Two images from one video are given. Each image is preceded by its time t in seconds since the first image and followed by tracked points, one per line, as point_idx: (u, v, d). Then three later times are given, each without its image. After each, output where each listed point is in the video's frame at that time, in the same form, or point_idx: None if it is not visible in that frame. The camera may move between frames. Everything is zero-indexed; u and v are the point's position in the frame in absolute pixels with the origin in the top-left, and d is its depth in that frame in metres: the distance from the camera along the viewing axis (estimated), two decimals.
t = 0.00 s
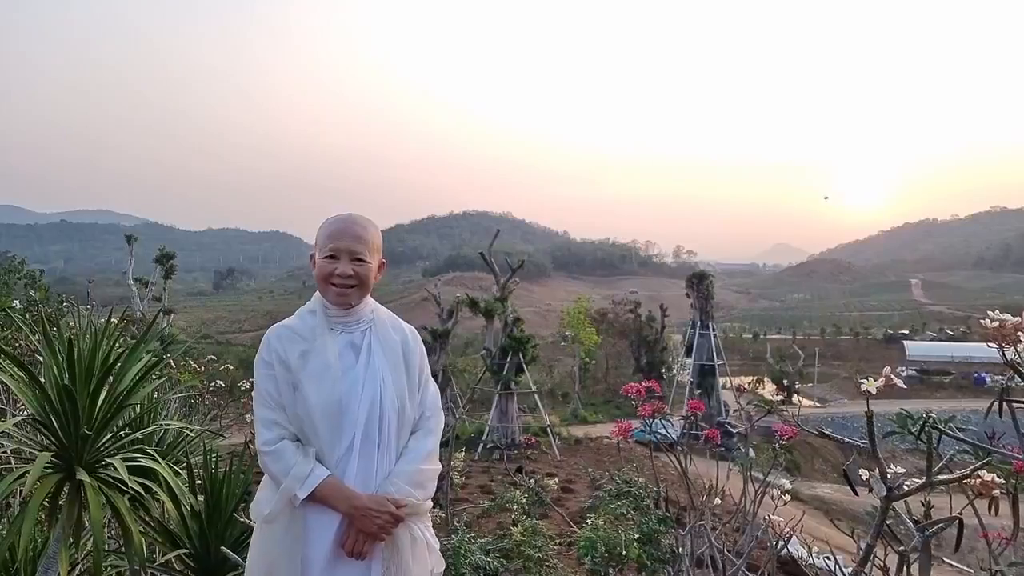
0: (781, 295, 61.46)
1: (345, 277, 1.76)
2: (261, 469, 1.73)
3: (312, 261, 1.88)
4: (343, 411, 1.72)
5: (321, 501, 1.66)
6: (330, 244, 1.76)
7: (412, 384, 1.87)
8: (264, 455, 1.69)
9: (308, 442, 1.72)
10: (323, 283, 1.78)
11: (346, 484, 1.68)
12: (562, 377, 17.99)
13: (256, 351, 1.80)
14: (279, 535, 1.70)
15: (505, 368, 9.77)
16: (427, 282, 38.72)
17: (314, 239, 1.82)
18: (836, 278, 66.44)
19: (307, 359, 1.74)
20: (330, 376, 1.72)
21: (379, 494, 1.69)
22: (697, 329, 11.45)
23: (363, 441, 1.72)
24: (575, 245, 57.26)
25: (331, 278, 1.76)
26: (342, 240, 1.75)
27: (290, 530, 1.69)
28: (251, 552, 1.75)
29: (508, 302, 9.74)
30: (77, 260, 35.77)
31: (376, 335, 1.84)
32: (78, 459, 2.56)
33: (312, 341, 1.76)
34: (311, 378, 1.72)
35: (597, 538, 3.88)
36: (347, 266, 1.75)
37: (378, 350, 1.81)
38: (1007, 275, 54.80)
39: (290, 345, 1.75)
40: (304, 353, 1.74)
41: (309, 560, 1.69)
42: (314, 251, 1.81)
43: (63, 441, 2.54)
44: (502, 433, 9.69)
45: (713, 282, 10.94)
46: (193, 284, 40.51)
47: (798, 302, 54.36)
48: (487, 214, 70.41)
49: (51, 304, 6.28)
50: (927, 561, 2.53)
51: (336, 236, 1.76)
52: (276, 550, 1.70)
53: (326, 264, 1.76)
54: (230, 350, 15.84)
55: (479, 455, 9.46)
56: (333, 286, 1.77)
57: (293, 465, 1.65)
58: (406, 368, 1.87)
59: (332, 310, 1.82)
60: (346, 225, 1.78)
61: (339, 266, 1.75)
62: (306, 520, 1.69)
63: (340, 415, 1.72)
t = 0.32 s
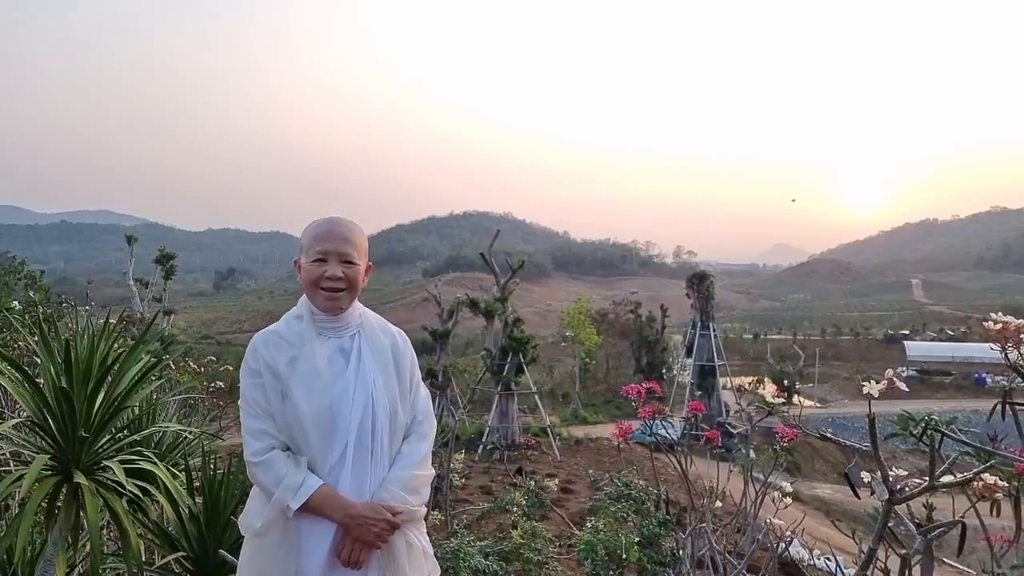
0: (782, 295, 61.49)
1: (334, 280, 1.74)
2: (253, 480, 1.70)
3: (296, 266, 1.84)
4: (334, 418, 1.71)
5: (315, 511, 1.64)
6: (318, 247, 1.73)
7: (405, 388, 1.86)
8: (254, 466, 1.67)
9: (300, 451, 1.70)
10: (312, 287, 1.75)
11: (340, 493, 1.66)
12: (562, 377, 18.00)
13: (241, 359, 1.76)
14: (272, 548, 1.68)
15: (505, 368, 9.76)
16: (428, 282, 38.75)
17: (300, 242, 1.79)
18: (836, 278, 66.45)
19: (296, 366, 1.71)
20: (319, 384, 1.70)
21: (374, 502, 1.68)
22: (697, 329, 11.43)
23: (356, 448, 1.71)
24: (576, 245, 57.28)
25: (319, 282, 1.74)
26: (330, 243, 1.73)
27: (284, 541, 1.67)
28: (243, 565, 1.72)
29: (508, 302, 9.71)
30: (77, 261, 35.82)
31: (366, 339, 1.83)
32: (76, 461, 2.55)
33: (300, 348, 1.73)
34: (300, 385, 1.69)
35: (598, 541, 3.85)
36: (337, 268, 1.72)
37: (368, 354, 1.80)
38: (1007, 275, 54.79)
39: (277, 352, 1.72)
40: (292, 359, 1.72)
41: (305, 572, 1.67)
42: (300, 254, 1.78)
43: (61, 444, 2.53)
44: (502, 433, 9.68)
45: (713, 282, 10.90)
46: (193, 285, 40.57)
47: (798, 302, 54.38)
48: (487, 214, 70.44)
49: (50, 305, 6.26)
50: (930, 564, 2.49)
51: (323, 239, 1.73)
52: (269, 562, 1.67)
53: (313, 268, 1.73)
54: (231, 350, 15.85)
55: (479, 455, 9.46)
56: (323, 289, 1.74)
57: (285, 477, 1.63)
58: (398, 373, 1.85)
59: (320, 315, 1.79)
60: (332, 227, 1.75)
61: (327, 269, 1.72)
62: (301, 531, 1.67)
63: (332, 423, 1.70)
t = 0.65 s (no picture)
0: (782, 295, 61.50)
1: (333, 280, 1.73)
2: (254, 489, 1.66)
3: (287, 269, 1.82)
4: (336, 421, 1.69)
5: (320, 518, 1.61)
6: (314, 249, 1.71)
7: (401, 390, 1.87)
8: (256, 474, 1.62)
9: (301, 456, 1.67)
10: (310, 290, 1.73)
11: (345, 497, 1.64)
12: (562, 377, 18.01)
13: (235, 365, 1.72)
14: (278, 556, 1.65)
15: (505, 368, 9.74)
16: (428, 282, 38.78)
17: (293, 244, 1.77)
18: (836, 278, 66.47)
19: (295, 369, 1.69)
20: (320, 387, 1.68)
21: (379, 504, 1.68)
22: (697, 329, 11.40)
23: (358, 451, 1.70)
24: (576, 246, 57.32)
25: (317, 283, 1.72)
26: (328, 244, 1.72)
27: (288, 549, 1.64)
28: None
29: (509, 303, 9.70)
30: (77, 261, 35.85)
31: (360, 341, 1.83)
32: (74, 462, 2.54)
33: (298, 352, 1.71)
34: (301, 390, 1.67)
35: (598, 543, 3.83)
36: (336, 269, 1.71)
37: (364, 357, 1.80)
38: (1008, 275, 54.78)
39: (275, 356, 1.69)
40: (291, 363, 1.69)
41: None
42: (294, 256, 1.76)
43: (59, 445, 2.53)
44: (503, 433, 9.67)
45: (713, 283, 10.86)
46: (194, 285, 40.60)
47: (799, 302, 54.40)
48: (487, 214, 70.48)
49: (49, 304, 6.25)
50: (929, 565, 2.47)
51: (321, 240, 1.72)
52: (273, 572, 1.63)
53: (311, 270, 1.71)
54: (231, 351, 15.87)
55: (479, 456, 9.47)
56: (321, 291, 1.72)
57: (292, 484, 1.59)
58: (393, 374, 1.86)
59: (316, 318, 1.78)
60: (327, 228, 1.74)
61: (325, 270, 1.71)
62: (306, 538, 1.64)
63: (334, 427, 1.68)
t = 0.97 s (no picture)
0: (782, 296, 61.53)
1: (335, 283, 1.72)
2: (263, 497, 1.59)
3: (279, 274, 1.78)
4: (344, 423, 1.67)
5: (336, 520, 1.58)
6: (315, 251, 1.70)
7: (397, 389, 1.88)
8: (269, 482, 1.55)
9: (311, 461, 1.62)
10: (312, 293, 1.70)
11: (358, 498, 1.62)
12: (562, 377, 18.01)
13: (232, 372, 1.64)
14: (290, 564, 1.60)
15: (505, 369, 9.72)
16: (428, 282, 38.80)
17: (289, 248, 1.73)
18: (836, 278, 66.50)
19: (301, 373, 1.64)
20: (327, 390, 1.66)
21: (388, 502, 1.68)
22: (697, 330, 11.39)
23: (366, 451, 1.69)
24: (577, 246, 57.35)
25: (320, 286, 1.70)
26: (329, 246, 1.71)
27: (302, 556, 1.59)
28: None
29: (509, 303, 9.68)
30: (78, 261, 35.89)
31: (356, 344, 1.82)
32: (74, 464, 2.53)
33: (303, 356, 1.67)
34: (308, 393, 1.63)
35: (597, 544, 3.83)
36: (338, 271, 1.71)
37: (362, 359, 1.80)
38: (1008, 275, 54.80)
39: (279, 360, 1.63)
40: (296, 367, 1.64)
41: None
42: (291, 260, 1.73)
43: (59, 447, 2.52)
44: (504, 433, 9.66)
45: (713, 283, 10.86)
46: (194, 285, 40.64)
47: (799, 302, 54.42)
48: (488, 214, 70.51)
49: (49, 305, 6.24)
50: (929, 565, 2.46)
51: (322, 243, 1.71)
52: None
53: (313, 272, 1.69)
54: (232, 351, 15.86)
55: (479, 456, 9.47)
56: (324, 295, 1.71)
57: (309, 489, 1.54)
58: (387, 375, 1.87)
59: (315, 322, 1.75)
60: (325, 230, 1.73)
61: (328, 271, 1.69)
62: (320, 542, 1.60)
63: (342, 429, 1.66)
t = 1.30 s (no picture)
0: (783, 296, 61.52)
1: (337, 284, 1.71)
2: (268, 502, 1.57)
3: (279, 276, 1.77)
4: (347, 424, 1.67)
5: (343, 521, 1.58)
6: (317, 253, 1.69)
7: (395, 389, 1.89)
8: (274, 485, 1.54)
9: (316, 464, 1.61)
10: (313, 295, 1.70)
11: (363, 499, 1.62)
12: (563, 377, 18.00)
13: (234, 375, 1.62)
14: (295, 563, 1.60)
15: (505, 369, 9.70)
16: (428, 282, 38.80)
17: (288, 250, 1.72)
18: (837, 278, 66.48)
19: (305, 376, 1.63)
20: (331, 393, 1.65)
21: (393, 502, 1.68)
22: (697, 330, 11.38)
23: (370, 453, 1.69)
24: (577, 246, 57.35)
25: (321, 287, 1.69)
26: (329, 248, 1.71)
27: (307, 560, 1.58)
28: None
29: (509, 303, 9.68)
30: (78, 260, 35.85)
31: (355, 345, 1.83)
32: (74, 464, 2.53)
33: (306, 358, 1.66)
34: (312, 397, 1.62)
35: (597, 545, 3.82)
36: (339, 273, 1.71)
37: (362, 361, 1.80)
38: (1008, 275, 54.80)
39: (283, 363, 1.62)
40: (300, 370, 1.64)
41: None
42: (291, 262, 1.72)
43: (59, 447, 2.52)
44: (504, 433, 9.65)
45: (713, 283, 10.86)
46: (194, 285, 40.60)
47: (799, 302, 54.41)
48: (489, 214, 70.50)
49: (49, 305, 6.22)
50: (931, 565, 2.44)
51: (322, 245, 1.70)
52: None
53: (315, 273, 1.68)
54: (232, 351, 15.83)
55: (479, 456, 9.46)
56: (325, 296, 1.70)
57: (317, 492, 1.54)
58: (385, 377, 1.87)
59: (315, 323, 1.74)
60: (325, 232, 1.73)
61: (329, 273, 1.69)
62: (326, 544, 1.59)
63: (346, 430, 1.66)
